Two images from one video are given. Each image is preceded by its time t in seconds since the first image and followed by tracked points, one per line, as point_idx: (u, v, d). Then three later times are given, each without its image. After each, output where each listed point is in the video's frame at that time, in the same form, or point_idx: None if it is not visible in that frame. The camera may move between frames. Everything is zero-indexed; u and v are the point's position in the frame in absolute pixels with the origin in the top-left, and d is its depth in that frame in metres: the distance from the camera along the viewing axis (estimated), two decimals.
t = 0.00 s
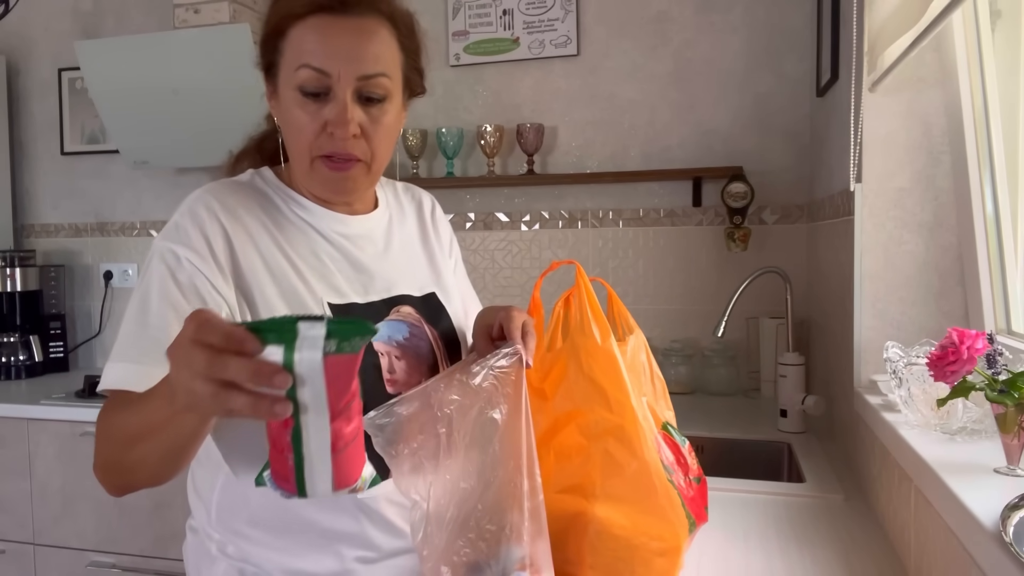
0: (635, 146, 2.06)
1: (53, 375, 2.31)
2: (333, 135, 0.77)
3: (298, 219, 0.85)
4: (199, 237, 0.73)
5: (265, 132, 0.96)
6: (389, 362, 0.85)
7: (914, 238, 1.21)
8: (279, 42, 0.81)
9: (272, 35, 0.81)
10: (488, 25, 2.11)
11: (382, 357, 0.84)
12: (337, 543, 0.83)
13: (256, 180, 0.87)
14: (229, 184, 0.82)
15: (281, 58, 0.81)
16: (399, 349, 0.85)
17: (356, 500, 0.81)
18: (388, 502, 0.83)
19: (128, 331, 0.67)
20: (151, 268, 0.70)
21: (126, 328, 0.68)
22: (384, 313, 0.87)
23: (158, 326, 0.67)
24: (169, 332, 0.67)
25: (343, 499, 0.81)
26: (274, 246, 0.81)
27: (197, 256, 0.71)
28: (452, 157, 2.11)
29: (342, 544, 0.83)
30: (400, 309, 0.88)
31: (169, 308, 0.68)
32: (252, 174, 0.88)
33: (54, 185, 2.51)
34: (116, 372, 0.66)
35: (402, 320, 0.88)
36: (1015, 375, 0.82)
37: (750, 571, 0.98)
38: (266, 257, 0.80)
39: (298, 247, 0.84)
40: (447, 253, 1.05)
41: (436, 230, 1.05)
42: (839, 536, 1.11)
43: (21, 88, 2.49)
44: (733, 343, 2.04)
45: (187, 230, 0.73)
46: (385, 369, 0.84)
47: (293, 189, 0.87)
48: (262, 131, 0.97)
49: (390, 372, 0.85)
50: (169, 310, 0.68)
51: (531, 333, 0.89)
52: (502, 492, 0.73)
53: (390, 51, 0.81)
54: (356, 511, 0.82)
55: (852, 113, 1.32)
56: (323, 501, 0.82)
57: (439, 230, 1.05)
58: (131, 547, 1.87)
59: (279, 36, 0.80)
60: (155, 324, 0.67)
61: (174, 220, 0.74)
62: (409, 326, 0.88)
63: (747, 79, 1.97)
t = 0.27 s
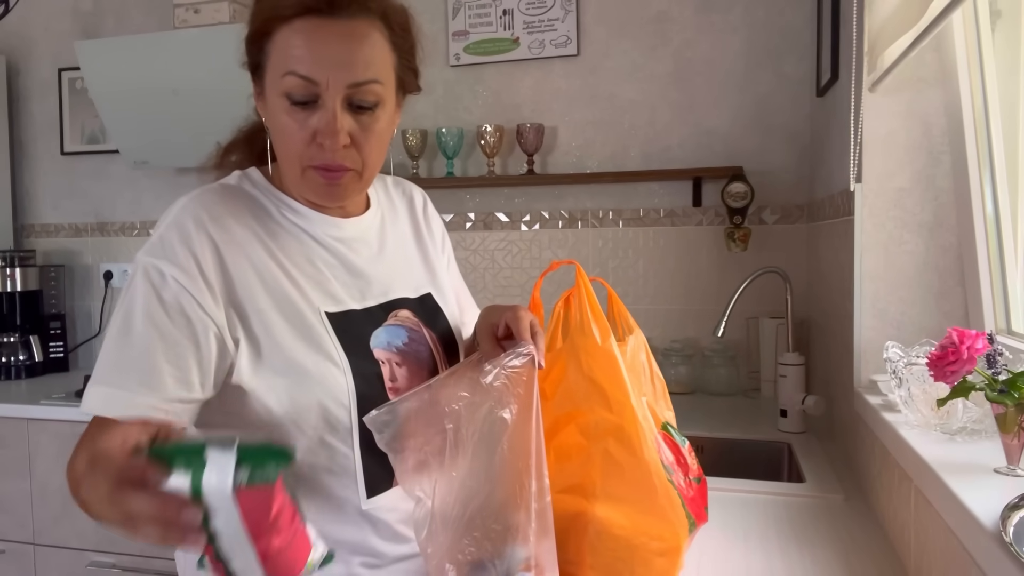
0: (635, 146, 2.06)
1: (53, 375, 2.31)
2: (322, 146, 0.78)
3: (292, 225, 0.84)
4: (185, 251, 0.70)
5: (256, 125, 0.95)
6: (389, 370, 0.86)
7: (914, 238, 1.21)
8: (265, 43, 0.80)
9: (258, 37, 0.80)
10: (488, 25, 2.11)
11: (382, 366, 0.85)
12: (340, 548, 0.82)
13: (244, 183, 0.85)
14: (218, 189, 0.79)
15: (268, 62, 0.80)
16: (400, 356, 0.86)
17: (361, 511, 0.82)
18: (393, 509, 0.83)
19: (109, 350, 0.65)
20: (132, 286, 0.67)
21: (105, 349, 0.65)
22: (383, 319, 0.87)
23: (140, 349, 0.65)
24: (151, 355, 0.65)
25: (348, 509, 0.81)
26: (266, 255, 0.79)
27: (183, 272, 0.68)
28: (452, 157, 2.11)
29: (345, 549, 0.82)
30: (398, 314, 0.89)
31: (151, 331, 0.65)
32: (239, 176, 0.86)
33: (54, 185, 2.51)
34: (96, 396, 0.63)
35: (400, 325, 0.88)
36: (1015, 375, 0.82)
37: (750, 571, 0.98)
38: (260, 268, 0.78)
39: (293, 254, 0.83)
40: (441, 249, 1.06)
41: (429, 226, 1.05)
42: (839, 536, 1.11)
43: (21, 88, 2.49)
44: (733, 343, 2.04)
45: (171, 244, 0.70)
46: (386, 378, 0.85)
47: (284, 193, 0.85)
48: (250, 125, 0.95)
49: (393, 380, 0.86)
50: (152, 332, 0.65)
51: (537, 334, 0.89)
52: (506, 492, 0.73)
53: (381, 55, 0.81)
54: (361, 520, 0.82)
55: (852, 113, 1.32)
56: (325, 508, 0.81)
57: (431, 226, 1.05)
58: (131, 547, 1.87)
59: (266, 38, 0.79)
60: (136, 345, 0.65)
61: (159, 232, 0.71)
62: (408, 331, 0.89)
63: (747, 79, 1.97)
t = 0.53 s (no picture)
0: (635, 146, 2.06)
1: (53, 375, 2.31)
2: (312, 150, 0.75)
3: (284, 233, 0.82)
4: (173, 275, 0.69)
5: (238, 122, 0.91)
6: (390, 380, 0.87)
7: (914, 238, 1.21)
8: (247, 42, 0.76)
9: (240, 38, 0.77)
10: (488, 25, 2.11)
11: (383, 378, 0.86)
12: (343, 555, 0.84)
13: (229, 188, 0.82)
14: (205, 199, 0.77)
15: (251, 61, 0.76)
16: (399, 364, 0.87)
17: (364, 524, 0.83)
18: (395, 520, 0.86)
19: (97, 381, 0.65)
20: (120, 314, 0.66)
21: (95, 380, 0.66)
22: (381, 327, 0.87)
23: (129, 382, 0.65)
24: (140, 386, 0.65)
25: (352, 522, 0.83)
26: (259, 269, 0.78)
27: (172, 298, 0.67)
28: (452, 157, 2.11)
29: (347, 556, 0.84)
30: (395, 321, 0.89)
31: (140, 363, 0.65)
32: (225, 181, 0.83)
33: (54, 185, 2.51)
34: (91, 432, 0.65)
35: (398, 332, 0.89)
36: (1015, 375, 0.82)
37: (750, 571, 0.98)
38: (252, 282, 0.76)
39: (286, 264, 0.81)
40: (434, 246, 1.06)
41: (422, 223, 1.05)
42: (839, 536, 1.11)
43: (21, 87, 2.49)
44: (733, 343, 2.04)
45: (158, 267, 0.68)
46: (389, 389, 0.86)
47: (275, 200, 0.83)
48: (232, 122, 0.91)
49: (394, 389, 0.87)
50: (142, 364, 0.65)
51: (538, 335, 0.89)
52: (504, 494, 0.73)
53: (371, 52, 0.77)
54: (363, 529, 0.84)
55: (852, 113, 1.32)
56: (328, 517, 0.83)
57: (423, 222, 1.05)
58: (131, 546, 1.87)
59: (248, 37, 0.76)
60: (125, 375, 0.65)
61: (145, 253, 0.69)
62: (406, 338, 0.89)
63: (747, 79, 1.97)
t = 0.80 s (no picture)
0: (635, 147, 2.06)
1: (53, 375, 2.31)
2: (295, 156, 0.73)
3: (278, 238, 0.82)
4: (171, 287, 0.68)
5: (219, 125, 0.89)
6: (391, 386, 0.87)
7: (914, 238, 1.21)
8: (211, 52, 0.73)
9: (202, 49, 0.73)
10: (488, 25, 2.11)
11: (384, 385, 0.86)
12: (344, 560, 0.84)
13: (219, 193, 0.81)
14: (195, 206, 0.76)
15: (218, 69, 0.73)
16: (399, 370, 0.88)
17: (366, 531, 0.84)
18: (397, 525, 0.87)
19: (101, 399, 0.65)
20: (120, 330, 0.65)
21: (97, 399, 0.65)
22: (378, 332, 0.87)
23: (134, 398, 0.64)
24: (145, 400, 0.65)
25: (353, 529, 0.84)
26: (254, 277, 0.77)
27: (173, 312, 0.67)
28: (452, 157, 2.11)
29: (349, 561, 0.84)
30: (392, 326, 0.89)
31: (145, 378, 0.64)
32: (214, 185, 0.82)
33: (54, 185, 2.51)
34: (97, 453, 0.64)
35: (395, 336, 0.89)
36: (1015, 375, 0.82)
37: (751, 571, 0.98)
38: (248, 289, 0.76)
39: (279, 270, 0.81)
40: (428, 242, 1.05)
41: (415, 218, 1.05)
42: (839, 535, 1.11)
43: (21, 87, 2.49)
44: (733, 343, 2.04)
45: (154, 278, 0.68)
46: (390, 396, 0.87)
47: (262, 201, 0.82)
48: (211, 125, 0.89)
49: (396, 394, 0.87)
50: (146, 380, 0.65)
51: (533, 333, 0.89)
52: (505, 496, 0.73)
53: (343, 48, 0.74)
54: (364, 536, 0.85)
55: (852, 113, 1.32)
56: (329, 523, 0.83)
57: (417, 219, 1.05)
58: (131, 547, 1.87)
59: (212, 44, 0.72)
60: (129, 390, 0.64)
61: (140, 266, 0.68)
62: (404, 342, 0.89)
63: (747, 79, 1.97)
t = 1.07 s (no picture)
0: (635, 147, 2.06)
1: (53, 375, 2.31)
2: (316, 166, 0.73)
3: (269, 238, 0.82)
4: (170, 285, 0.68)
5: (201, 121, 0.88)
6: (385, 385, 0.87)
7: (914, 238, 1.21)
8: (233, 52, 0.70)
9: (222, 49, 0.70)
10: (488, 25, 2.11)
11: (378, 383, 0.86)
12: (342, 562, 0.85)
13: (210, 194, 0.80)
14: (185, 206, 0.76)
15: (238, 72, 0.70)
16: (393, 368, 0.87)
17: (363, 530, 0.85)
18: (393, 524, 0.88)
19: (108, 398, 0.64)
20: (121, 329, 0.65)
21: (102, 398, 0.65)
22: (371, 331, 0.87)
23: (140, 395, 0.64)
24: (155, 395, 0.65)
25: (349, 528, 0.85)
26: (247, 276, 0.77)
27: (173, 309, 0.67)
28: (452, 157, 2.11)
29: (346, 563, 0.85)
30: (384, 325, 0.89)
31: (151, 375, 0.65)
32: (205, 185, 0.81)
33: (54, 185, 2.51)
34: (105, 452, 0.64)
35: (388, 335, 0.88)
36: (1015, 375, 0.82)
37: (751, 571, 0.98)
38: (241, 289, 0.76)
39: (272, 270, 0.81)
40: (419, 240, 1.05)
41: (407, 217, 1.04)
42: (839, 535, 1.11)
43: (21, 87, 2.49)
44: (733, 343, 2.04)
45: (152, 277, 0.67)
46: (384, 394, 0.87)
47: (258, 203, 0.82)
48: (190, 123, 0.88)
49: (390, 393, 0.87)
50: (152, 376, 0.65)
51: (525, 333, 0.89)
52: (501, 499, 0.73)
53: (368, 59, 0.73)
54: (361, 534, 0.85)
55: (851, 113, 1.32)
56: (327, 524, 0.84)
57: (409, 217, 1.05)
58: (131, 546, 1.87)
59: (235, 47, 0.69)
60: (135, 387, 0.64)
61: (136, 264, 0.68)
62: (398, 341, 0.89)
63: (747, 79, 1.97)
